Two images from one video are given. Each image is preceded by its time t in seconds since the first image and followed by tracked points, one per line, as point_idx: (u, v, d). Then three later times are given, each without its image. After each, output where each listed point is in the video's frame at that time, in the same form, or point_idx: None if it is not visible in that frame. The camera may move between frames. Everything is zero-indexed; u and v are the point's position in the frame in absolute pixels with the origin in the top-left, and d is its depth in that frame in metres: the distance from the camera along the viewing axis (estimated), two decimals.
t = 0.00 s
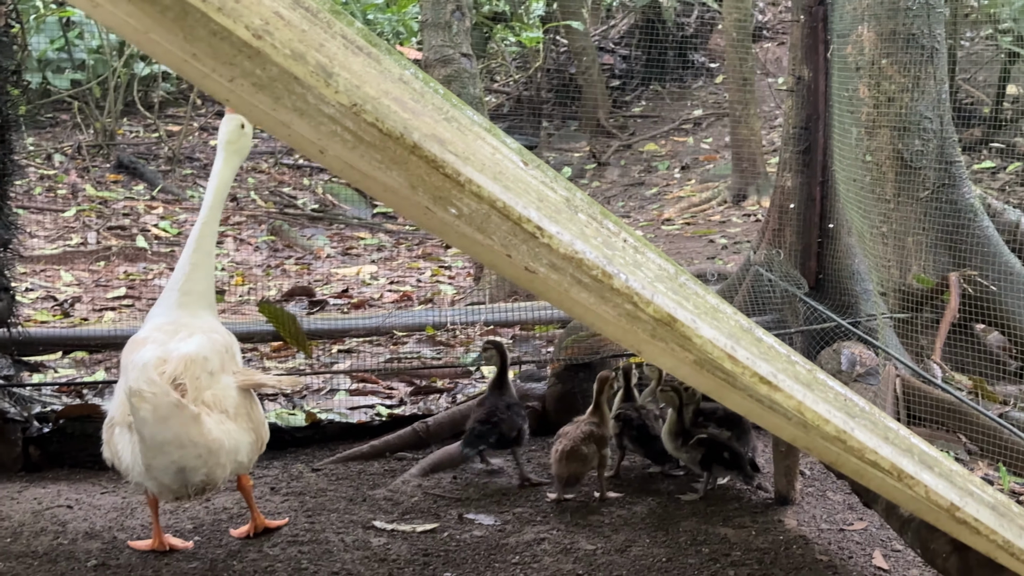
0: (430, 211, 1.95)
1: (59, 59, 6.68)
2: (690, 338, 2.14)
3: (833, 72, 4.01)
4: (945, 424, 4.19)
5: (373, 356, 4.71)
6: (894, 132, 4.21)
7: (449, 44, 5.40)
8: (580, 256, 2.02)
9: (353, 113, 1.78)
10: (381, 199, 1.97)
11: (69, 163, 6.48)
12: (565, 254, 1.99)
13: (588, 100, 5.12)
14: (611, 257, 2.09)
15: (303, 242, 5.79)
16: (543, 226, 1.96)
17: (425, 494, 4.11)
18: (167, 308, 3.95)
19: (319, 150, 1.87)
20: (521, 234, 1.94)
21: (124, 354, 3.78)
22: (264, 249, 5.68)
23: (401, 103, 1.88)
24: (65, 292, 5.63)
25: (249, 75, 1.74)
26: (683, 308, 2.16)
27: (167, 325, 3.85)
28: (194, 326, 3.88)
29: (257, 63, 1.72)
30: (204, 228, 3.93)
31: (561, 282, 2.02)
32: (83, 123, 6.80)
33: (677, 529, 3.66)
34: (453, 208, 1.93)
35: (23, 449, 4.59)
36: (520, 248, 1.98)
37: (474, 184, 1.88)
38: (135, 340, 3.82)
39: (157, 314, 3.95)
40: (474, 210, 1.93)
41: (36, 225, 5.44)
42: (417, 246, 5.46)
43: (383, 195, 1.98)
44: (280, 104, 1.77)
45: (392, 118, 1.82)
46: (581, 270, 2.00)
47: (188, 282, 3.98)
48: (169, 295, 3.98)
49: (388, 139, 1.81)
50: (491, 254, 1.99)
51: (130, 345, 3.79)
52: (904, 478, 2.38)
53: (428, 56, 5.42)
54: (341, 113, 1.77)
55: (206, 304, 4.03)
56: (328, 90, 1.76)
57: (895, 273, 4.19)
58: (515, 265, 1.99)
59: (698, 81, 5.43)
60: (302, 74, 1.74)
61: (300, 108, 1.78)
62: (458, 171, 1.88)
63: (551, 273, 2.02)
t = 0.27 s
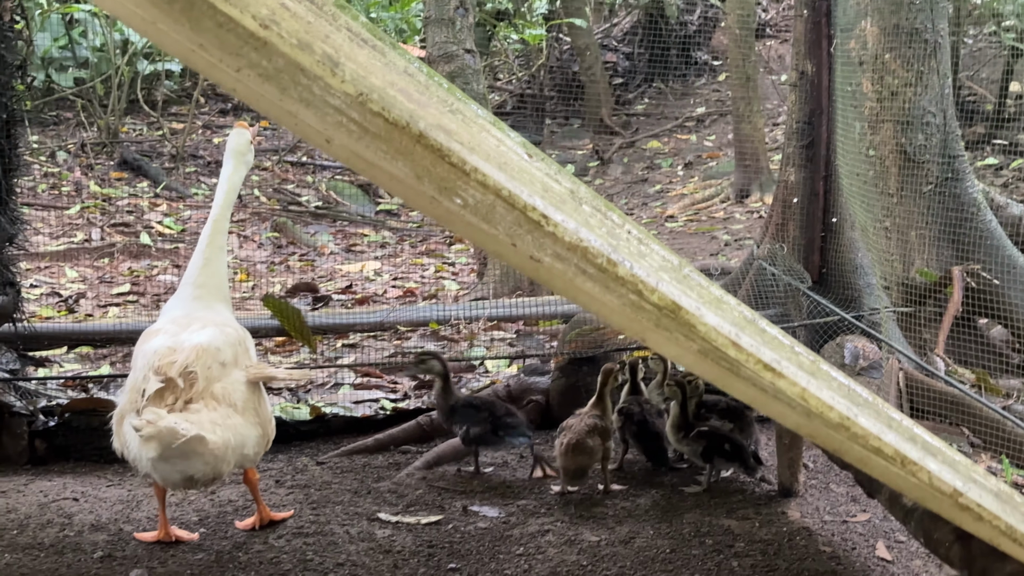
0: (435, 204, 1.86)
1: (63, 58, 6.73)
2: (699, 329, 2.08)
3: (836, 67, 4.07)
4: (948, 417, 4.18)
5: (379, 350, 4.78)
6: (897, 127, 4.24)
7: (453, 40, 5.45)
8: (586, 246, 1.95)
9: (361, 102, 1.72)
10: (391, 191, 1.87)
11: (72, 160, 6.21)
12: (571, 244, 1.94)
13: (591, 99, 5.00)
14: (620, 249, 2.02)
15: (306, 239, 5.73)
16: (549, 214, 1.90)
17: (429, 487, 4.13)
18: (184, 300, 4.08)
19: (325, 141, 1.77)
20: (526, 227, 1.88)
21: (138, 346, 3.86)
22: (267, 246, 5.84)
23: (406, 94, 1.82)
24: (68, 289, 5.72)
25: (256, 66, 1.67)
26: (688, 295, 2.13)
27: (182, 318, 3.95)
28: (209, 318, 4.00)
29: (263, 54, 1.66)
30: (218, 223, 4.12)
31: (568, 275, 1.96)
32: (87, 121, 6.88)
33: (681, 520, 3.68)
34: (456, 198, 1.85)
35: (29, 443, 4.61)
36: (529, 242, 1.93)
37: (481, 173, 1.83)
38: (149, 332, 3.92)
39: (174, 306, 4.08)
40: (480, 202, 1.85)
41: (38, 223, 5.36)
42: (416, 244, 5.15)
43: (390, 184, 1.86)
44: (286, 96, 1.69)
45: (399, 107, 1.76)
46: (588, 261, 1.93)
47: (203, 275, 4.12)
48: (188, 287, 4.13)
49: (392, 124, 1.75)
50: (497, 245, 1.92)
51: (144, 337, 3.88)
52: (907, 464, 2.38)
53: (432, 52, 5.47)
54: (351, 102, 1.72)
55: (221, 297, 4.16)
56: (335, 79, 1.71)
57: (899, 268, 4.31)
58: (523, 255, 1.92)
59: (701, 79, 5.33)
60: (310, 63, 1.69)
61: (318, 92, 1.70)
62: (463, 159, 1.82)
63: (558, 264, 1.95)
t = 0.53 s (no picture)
0: (445, 150, 1.84)
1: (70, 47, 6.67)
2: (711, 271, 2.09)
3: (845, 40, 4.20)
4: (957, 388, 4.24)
5: (387, 328, 4.84)
6: (906, 101, 4.42)
7: (460, 20, 5.68)
8: (599, 187, 1.94)
9: (373, 45, 1.68)
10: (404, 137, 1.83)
11: (80, 146, 6.05)
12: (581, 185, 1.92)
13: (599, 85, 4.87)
14: (634, 192, 2.01)
15: (314, 224, 5.91)
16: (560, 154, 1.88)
17: (438, 456, 4.27)
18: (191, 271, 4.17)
19: (337, 87, 1.74)
20: (538, 173, 1.87)
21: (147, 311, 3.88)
22: (275, 230, 5.82)
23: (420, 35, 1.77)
24: (78, 270, 5.88)
25: (268, 16, 1.63)
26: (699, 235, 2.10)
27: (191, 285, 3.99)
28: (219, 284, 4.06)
29: (275, 5, 1.61)
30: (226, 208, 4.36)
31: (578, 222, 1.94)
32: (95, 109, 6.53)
33: (690, 486, 3.79)
34: (468, 148, 1.83)
35: (40, 414, 4.72)
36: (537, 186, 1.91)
37: (491, 115, 1.82)
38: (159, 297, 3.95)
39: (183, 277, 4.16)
40: (488, 152, 1.84)
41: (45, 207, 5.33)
42: (424, 228, 5.48)
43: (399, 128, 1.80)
44: (298, 45, 1.66)
45: (411, 49, 1.73)
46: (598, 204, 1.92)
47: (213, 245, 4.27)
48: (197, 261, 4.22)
49: (398, 64, 1.71)
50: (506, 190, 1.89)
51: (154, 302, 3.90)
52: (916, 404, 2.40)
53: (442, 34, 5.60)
54: (377, 53, 1.68)
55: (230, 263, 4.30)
56: (346, 22, 1.66)
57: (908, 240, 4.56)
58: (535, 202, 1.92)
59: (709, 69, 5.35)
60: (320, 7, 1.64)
61: (334, 41, 1.66)
62: (476, 103, 1.80)
63: (570, 215, 1.95)
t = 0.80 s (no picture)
0: (463, 104, 2.33)
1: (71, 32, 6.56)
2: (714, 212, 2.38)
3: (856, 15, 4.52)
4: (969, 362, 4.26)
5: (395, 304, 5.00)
6: (915, 73, 4.59)
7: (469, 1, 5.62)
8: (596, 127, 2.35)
9: None
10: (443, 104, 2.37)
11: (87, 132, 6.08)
12: (590, 131, 2.35)
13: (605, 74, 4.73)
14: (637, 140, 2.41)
15: (321, 208, 5.81)
16: (566, 99, 2.36)
17: (445, 427, 4.40)
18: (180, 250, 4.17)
19: (351, 34, 2.24)
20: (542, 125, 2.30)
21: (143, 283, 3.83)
22: (283, 213, 5.73)
23: None
24: (85, 251, 5.95)
25: None
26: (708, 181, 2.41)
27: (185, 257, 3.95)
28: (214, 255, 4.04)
29: None
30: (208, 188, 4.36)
31: (582, 162, 2.32)
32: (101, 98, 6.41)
33: (698, 455, 3.99)
34: (476, 100, 2.30)
35: (46, 385, 4.87)
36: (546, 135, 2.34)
37: (499, 59, 2.37)
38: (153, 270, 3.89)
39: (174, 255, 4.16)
40: (496, 105, 2.30)
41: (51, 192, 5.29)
42: (431, 212, 5.52)
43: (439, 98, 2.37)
44: None
45: None
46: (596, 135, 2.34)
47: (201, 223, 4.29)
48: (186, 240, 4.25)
49: (439, 30, 2.33)
50: (519, 138, 2.34)
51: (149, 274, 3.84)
52: (928, 349, 2.42)
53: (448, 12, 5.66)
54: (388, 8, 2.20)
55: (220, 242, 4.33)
56: None
57: (916, 216, 4.69)
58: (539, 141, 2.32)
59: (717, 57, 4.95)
60: None
61: None
62: (481, 47, 2.35)
63: (576, 161, 2.33)
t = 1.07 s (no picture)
0: (480, 84, 2.45)
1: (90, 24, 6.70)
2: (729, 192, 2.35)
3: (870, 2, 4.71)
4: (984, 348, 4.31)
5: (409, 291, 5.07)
6: (931, 59, 4.66)
7: None
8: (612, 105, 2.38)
9: None
10: (461, 84, 2.51)
11: (104, 124, 6.52)
12: (605, 112, 2.39)
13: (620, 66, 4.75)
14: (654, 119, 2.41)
15: (335, 196, 5.93)
16: (580, 79, 2.38)
17: (459, 413, 4.43)
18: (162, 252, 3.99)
19: (370, 16, 2.38)
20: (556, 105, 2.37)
21: (144, 271, 3.75)
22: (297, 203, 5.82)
23: None
24: (100, 240, 5.82)
25: None
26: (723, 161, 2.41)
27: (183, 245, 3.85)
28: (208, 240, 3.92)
29: None
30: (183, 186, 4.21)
31: (595, 143, 2.38)
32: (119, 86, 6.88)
33: (712, 442, 4.00)
34: (492, 82, 2.41)
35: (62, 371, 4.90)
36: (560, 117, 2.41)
37: (513, 39, 2.38)
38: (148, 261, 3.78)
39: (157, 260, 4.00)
40: (511, 87, 2.39)
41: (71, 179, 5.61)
42: (446, 201, 5.71)
43: (458, 79, 2.52)
44: None
45: None
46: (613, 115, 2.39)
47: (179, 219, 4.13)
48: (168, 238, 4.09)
49: (455, 10, 2.40)
50: (535, 117, 2.45)
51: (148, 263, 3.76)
52: (944, 331, 2.41)
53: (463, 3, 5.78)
54: None
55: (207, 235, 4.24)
56: None
57: (931, 202, 4.76)
58: (552, 121, 2.41)
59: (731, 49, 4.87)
60: None
61: None
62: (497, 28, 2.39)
63: (590, 143, 2.39)
